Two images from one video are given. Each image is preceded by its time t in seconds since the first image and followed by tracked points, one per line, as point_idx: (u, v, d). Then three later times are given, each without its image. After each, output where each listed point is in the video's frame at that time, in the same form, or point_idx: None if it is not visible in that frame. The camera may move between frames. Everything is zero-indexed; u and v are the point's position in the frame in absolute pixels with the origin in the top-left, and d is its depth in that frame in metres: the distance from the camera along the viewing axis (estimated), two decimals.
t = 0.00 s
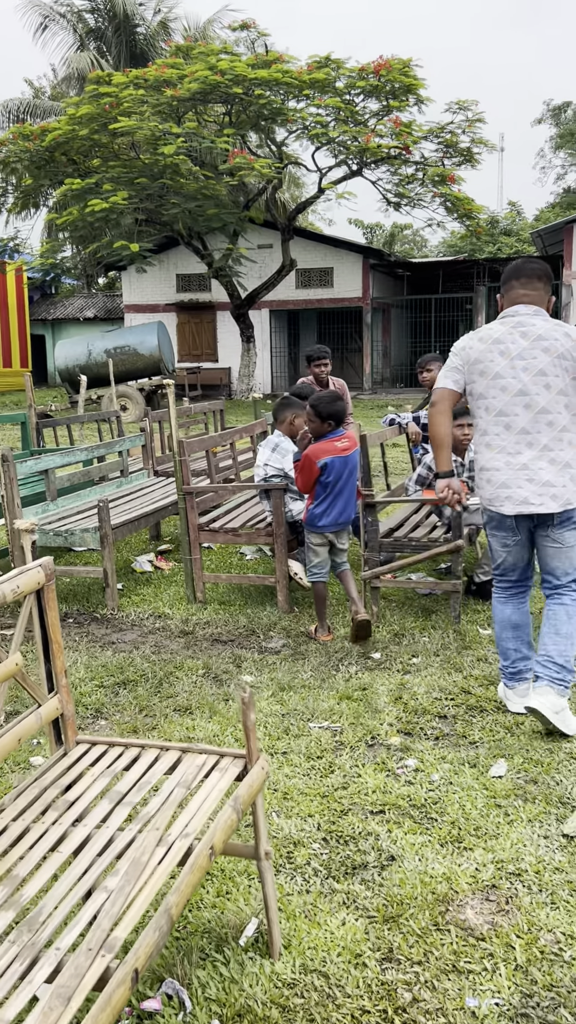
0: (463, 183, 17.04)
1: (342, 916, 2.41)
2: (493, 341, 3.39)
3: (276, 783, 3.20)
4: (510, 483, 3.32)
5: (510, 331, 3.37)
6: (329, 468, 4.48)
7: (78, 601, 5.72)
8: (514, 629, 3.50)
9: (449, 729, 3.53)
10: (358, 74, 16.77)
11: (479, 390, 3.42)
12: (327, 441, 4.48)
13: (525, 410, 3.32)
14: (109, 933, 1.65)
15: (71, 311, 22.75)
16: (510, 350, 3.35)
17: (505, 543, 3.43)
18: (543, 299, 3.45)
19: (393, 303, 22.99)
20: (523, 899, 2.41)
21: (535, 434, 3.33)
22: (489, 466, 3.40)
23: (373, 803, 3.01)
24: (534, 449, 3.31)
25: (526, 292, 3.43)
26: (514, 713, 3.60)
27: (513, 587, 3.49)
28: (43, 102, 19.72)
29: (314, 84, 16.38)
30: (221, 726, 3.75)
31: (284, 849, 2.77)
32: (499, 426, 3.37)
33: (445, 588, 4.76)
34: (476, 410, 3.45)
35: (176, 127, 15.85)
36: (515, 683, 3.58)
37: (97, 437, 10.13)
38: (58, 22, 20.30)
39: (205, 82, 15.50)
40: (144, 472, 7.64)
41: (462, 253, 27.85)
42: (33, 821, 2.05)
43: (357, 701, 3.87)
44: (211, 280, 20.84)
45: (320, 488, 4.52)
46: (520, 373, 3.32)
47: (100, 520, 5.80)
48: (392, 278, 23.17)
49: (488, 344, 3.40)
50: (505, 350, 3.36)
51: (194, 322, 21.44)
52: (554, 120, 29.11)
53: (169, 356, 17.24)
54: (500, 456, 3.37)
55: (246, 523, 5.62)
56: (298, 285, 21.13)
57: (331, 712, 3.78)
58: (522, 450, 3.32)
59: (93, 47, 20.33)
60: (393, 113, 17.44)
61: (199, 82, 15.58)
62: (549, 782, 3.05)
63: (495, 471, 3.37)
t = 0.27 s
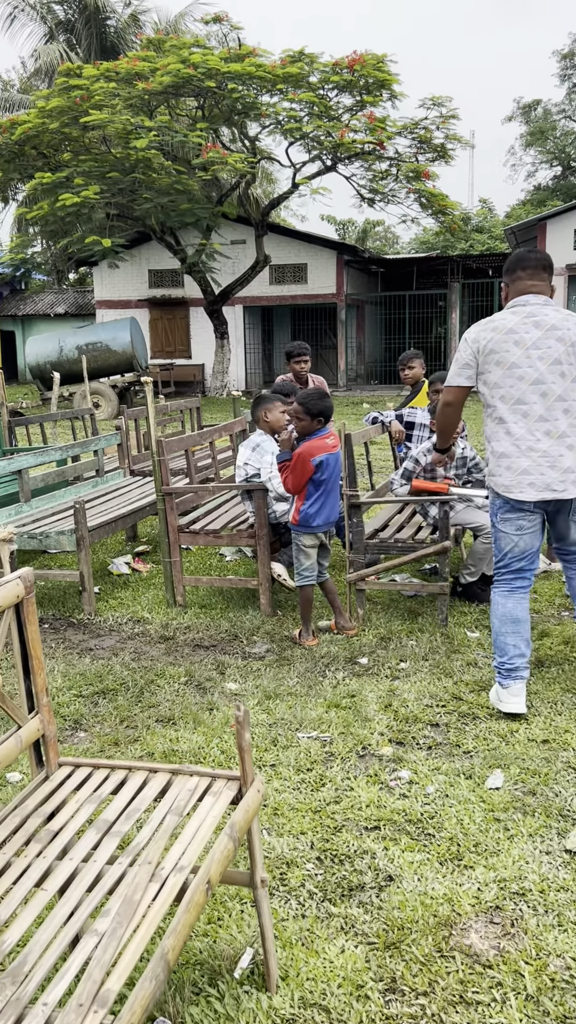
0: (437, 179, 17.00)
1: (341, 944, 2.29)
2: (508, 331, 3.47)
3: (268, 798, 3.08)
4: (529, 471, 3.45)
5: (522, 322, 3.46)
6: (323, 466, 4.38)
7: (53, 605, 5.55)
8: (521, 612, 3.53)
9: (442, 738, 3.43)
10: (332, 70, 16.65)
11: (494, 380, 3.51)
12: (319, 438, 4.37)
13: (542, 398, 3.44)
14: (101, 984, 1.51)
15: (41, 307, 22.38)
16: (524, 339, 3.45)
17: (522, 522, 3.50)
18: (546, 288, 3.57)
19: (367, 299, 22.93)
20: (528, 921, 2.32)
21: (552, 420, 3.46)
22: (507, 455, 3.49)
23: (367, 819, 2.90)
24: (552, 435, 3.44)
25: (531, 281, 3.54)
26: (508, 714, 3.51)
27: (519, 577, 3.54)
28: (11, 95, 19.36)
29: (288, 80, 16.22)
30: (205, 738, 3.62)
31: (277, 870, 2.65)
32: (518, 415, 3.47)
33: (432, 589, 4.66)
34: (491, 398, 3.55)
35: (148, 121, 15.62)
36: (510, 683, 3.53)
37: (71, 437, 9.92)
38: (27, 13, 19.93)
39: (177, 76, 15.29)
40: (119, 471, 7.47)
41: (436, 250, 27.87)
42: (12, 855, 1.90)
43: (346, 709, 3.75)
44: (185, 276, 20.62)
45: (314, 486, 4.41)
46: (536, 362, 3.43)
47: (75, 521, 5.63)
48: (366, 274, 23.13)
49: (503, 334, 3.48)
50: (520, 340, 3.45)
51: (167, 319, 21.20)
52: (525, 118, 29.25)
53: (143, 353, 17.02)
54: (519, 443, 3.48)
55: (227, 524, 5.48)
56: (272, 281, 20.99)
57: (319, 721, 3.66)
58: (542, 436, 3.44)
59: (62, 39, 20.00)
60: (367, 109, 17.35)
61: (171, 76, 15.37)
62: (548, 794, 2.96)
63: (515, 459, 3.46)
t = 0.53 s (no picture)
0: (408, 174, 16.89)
1: (323, 975, 2.11)
2: (533, 333, 3.55)
3: (243, 812, 2.89)
4: (547, 470, 3.55)
5: (546, 324, 3.55)
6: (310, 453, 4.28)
7: (14, 607, 5.29)
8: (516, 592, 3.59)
9: (425, 745, 3.26)
10: (300, 62, 16.45)
11: (516, 380, 3.60)
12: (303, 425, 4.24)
13: (562, 400, 3.56)
14: None
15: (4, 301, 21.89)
16: (549, 342, 3.54)
17: (533, 515, 3.59)
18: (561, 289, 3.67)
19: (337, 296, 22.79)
20: (525, 945, 2.16)
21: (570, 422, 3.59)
22: (525, 454, 3.59)
23: (348, 833, 2.73)
24: (571, 437, 3.57)
25: (548, 283, 3.62)
26: (497, 683, 3.38)
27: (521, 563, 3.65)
28: None
29: (256, 71, 15.97)
30: (175, 747, 3.41)
31: (252, 893, 2.46)
32: (537, 416, 3.58)
33: (409, 588, 4.49)
34: (511, 399, 3.64)
35: (114, 111, 15.29)
36: (494, 656, 3.46)
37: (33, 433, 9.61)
38: None
39: (144, 66, 14.98)
40: (85, 467, 7.22)
41: (404, 247, 27.82)
42: None
43: (324, 715, 3.57)
44: (152, 270, 20.31)
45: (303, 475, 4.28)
46: (559, 366, 3.55)
47: (38, 519, 5.38)
48: (336, 270, 23.00)
49: (528, 335, 3.55)
50: (544, 342, 3.54)
51: (134, 313, 20.85)
52: (493, 116, 29.30)
53: (110, 348, 16.69)
54: (537, 445, 3.57)
55: (197, 520, 5.27)
56: (241, 276, 20.77)
57: (295, 728, 3.47)
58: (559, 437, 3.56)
59: (26, 28, 19.55)
60: (336, 102, 17.17)
61: (137, 65, 15.03)
62: (537, 803, 2.80)
63: (533, 460, 3.56)
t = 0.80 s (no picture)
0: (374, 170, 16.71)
1: None
2: (531, 307, 3.71)
3: (203, 851, 2.63)
4: (541, 443, 3.68)
5: (542, 300, 3.72)
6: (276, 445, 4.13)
7: None
8: (503, 561, 3.88)
9: (399, 768, 3.03)
10: (265, 55, 16.19)
11: (514, 354, 3.74)
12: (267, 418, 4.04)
13: (557, 376, 3.72)
14: None
15: None
16: (546, 317, 3.71)
17: (514, 492, 3.81)
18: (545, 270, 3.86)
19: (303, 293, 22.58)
20: (515, 1006, 1.95)
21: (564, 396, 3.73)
22: (520, 427, 3.71)
23: (318, 873, 2.49)
24: (564, 411, 3.71)
25: (535, 262, 3.82)
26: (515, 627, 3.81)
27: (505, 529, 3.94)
28: None
29: (220, 64, 15.65)
30: (129, 775, 3.14)
31: (211, 948, 2.21)
32: (533, 389, 3.72)
33: (380, 595, 4.28)
34: (508, 372, 3.77)
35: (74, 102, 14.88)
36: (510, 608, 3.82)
37: None
38: None
39: (104, 56, 14.59)
40: (40, 469, 6.91)
41: (369, 246, 27.71)
42: None
43: (290, 735, 3.33)
44: (115, 266, 19.90)
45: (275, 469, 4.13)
46: (556, 340, 3.71)
47: None
48: (301, 267, 22.82)
49: (527, 310, 3.71)
50: (541, 317, 3.70)
51: (96, 310, 20.41)
52: (456, 115, 29.36)
53: (71, 345, 16.28)
54: (532, 420, 3.70)
55: (156, 525, 5.00)
56: (205, 272, 20.45)
57: (259, 751, 3.22)
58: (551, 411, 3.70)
59: None
60: (302, 96, 16.94)
61: (97, 56, 14.65)
62: (520, 834, 2.59)
63: (527, 432, 3.69)
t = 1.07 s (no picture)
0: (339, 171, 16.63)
1: None
2: (494, 327, 3.66)
3: (171, 895, 2.46)
4: (518, 458, 3.63)
5: (503, 319, 3.68)
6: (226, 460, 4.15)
7: None
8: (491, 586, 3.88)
9: (377, 798, 2.89)
10: (229, 53, 16.02)
11: (482, 373, 3.68)
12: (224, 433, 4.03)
13: (524, 392, 3.67)
14: None
15: None
16: (509, 335, 3.66)
17: (496, 509, 3.74)
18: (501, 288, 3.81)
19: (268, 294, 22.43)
20: None
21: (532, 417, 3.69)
22: (495, 445, 3.66)
23: (295, 917, 2.34)
24: (534, 427, 3.67)
25: (490, 282, 3.77)
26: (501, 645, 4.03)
27: (486, 552, 3.86)
28: None
29: (184, 62, 15.45)
30: (92, 809, 2.95)
31: (179, 1008, 2.05)
32: (502, 407, 3.67)
33: (354, 610, 4.14)
34: (478, 392, 3.71)
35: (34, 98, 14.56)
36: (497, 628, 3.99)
37: None
38: None
39: (65, 51, 14.32)
40: None
41: (335, 247, 27.64)
42: None
43: (262, 763, 3.17)
44: (77, 266, 19.55)
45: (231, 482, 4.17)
46: (519, 359, 3.66)
47: None
48: (267, 268, 22.67)
49: (490, 330, 3.66)
50: (505, 336, 3.66)
51: (58, 310, 20.04)
52: (420, 118, 29.43)
53: (32, 346, 15.93)
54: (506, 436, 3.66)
55: (119, 536, 4.80)
56: (169, 273, 20.20)
57: (231, 781, 3.06)
58: (520, 427, 3.67)
59: None
60: (266, 96, 16.78)
61: (58, 51, 14.39)
62: (505, 871, 2.46)
63: (503, 450, 3.64)
